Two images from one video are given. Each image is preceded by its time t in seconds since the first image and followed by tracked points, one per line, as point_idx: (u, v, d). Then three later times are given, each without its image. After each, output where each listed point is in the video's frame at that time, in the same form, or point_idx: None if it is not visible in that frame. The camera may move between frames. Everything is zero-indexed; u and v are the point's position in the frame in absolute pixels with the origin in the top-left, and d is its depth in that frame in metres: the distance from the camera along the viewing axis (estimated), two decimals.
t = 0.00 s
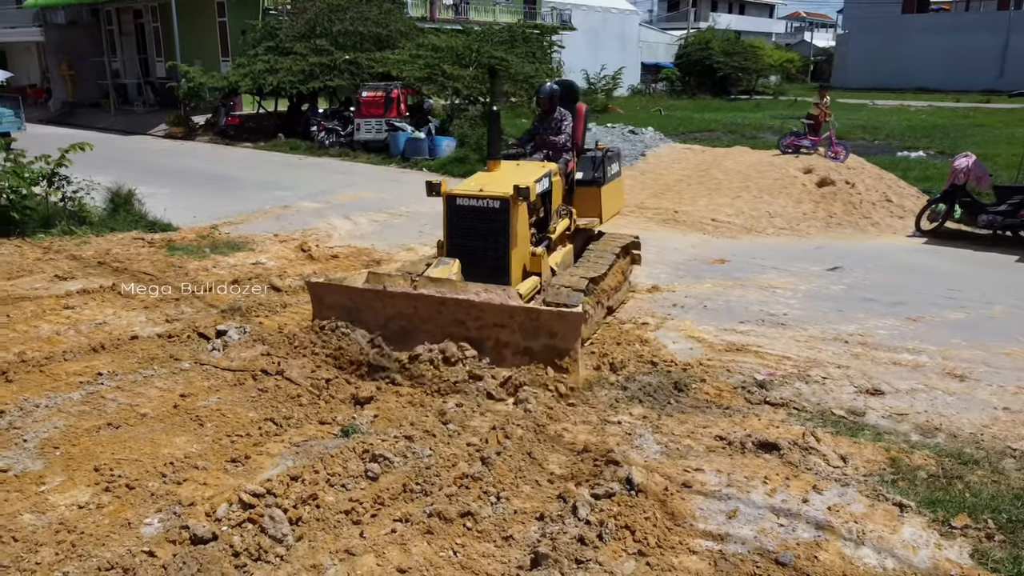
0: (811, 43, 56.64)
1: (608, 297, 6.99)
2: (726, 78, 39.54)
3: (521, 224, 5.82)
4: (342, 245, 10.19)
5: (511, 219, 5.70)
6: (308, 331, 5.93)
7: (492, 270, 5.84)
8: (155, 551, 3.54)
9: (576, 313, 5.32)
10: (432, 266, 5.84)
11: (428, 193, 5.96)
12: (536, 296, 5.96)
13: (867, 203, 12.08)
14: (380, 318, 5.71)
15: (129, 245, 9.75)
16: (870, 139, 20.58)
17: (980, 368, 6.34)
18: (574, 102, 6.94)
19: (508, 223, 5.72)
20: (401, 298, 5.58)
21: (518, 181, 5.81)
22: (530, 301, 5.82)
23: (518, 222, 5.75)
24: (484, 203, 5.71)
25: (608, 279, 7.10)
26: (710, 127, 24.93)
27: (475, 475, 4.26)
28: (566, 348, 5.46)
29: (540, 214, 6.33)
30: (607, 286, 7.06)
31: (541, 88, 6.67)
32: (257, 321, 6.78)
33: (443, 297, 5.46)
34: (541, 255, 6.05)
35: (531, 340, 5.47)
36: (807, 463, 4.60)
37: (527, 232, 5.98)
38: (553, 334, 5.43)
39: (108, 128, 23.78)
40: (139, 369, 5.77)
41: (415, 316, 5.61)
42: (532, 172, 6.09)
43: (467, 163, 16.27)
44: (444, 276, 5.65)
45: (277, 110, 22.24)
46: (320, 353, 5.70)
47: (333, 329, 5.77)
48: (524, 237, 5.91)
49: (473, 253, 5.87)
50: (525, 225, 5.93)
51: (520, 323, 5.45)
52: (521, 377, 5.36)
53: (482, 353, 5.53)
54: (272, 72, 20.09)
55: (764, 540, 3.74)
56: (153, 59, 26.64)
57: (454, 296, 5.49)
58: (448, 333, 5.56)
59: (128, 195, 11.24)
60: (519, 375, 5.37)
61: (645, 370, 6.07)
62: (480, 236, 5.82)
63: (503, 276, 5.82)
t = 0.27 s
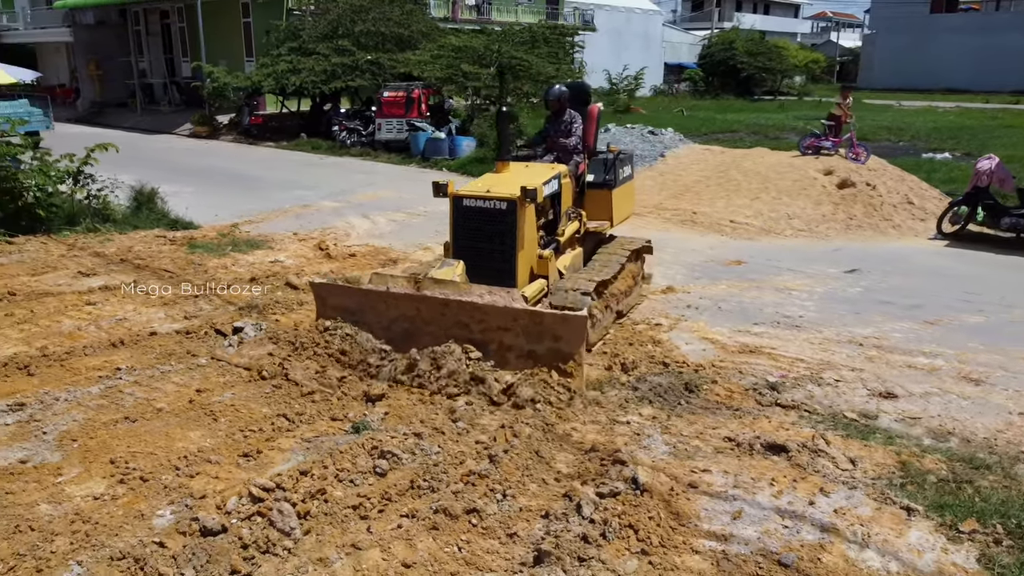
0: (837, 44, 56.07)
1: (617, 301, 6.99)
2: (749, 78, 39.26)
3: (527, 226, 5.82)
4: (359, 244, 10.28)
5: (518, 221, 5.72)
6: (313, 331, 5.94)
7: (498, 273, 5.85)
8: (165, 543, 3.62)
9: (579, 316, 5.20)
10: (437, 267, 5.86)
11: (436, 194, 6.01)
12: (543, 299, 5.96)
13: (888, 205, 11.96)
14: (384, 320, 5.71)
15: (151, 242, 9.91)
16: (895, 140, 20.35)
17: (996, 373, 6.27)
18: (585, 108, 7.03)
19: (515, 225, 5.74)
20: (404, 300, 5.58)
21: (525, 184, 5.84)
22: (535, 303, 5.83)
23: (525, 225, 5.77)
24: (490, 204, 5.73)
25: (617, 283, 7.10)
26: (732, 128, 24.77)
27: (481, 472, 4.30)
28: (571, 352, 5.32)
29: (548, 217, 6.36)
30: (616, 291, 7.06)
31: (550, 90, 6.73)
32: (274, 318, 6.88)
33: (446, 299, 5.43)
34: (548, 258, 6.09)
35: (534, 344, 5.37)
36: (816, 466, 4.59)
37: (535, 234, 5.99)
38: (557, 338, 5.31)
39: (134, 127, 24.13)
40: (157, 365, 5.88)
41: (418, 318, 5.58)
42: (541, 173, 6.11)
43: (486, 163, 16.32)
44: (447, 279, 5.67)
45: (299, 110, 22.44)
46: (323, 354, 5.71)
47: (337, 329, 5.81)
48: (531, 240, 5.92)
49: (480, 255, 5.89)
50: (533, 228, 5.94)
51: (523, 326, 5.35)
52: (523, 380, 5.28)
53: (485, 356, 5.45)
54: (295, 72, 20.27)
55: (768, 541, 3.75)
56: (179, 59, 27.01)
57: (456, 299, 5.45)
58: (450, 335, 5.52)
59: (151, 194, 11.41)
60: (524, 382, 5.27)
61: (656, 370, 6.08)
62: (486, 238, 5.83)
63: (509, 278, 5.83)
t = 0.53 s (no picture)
0: (863, 44, 55.47)
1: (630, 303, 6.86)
2: (774, 78, 38.96)
3: (537, 226, 5.78)
4: (378, 242, 10.36)
5: (526, 222, 5.69)
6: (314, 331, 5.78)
7: (504, 273, 5.83)
8: (179, 533, 3.69)
9: (586, 318, 5.11)
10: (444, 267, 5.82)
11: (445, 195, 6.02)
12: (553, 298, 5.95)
13: (911, 206, 11.84)
14: (387, 320, 5.58)
15: (174, 240, 10.05)
16: (920, 142, 20.12)
17: (1015, 376, 6.20)
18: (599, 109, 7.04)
19: (523, 224, 5.70)
20: (409, 300, 5.46)
21: (534, 184, 5.81)
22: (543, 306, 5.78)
23: (533, 225, 5.74)
24: (499, 204, 5.70)
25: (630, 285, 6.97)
26: (755, 129, 24.60)
27: (491, 469, 4.33)
28: (577, 354, 5.22)
29: (559, 218, 6.36)
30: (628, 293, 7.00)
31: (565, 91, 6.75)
32: (291, 315, 6.96)
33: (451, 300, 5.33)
34: (557, 259, 6.02)
35: (540, 346, 5.27)
36: (827, 467, 4.57)
37: (544, 235, 5.95)
38: (563, 340, 5.21)
39: (160, 126, 24.45)
40: (176, 360, 5.97)
41: (422, 319, 5.47)
42: (552, 175, 6.09)
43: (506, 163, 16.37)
44: (452, 279, 5.62)
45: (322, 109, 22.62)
46: (326, 357, 5.53)
47: (339, 329, 5.63)
48: (539, 241, 5.87)
49: (487, 256, 5.86)
50: (542, 229, 5.90)
51: (529, 328, 5.26)
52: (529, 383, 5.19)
53: (490, 358, 5.38)
54: (318, 72, 20.44)
55: (775, 541, 3.74)
56: (205, 59, 27.34)
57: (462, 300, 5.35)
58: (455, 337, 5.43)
59: (174, 192, 11.57)
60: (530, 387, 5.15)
61: (670, 370, 6.08)
62: (494, 239, 5.81)
63: (516, 280, 5.81)
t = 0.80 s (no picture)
0: (890, 44, 54.83)
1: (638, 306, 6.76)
2: (798, 78, 38.64)
3: (545, 227, 5.78)
4: (397, 241, 10.43)
5: (534, 223, 5.69)
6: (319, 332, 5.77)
7: (511, 274, 5.82)
8: (193, 522, 3.76)
9: (590, 319, 5.05)
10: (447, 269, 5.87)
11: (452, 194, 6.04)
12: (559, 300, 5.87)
13: (933, 207, 11.72)
14: (393, 321, 5.60)
15: (196, 237, 10.19)
16: (946, 142, 19.87)
17: None
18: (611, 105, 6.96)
19: (530, 225, 5.70)
20: (413, 301, 5.47)
21: (543, 185, 5.81)
22: (550, 308, 5.72)
23: (541, 226, 5.74)
24: (506, 204, 5.71)
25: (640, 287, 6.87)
26: (778, 129, 24.43)
27: (501, 464, 4.37)
28: (582, 356, 5.17)
29: (568, 219, 6.35)
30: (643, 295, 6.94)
31: (579, 91, 6.64)
32: (309, 312, 7.05)
33: (454, 300, 5.34)
34: (565, 261, 6.01)
35: (545, 348, 5.23)
36: (839, 468, 4.56)
37: (552, 237, 5.94)
38: (568, 341, 5.16)
39: (185, 125, 24.76)
40: (195, 354, 6.07)
41: (426, 320, 5.49)
42: (562, 175, 6.09)
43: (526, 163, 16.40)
44: (455, 280, 5.63)
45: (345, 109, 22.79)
46: (328, 359, 5.54)
47: (344, 330, 5.64)
48: (547, 241, 5.86)
49: (494, 256, 5.86)
50: (550, 229, 5.90)
51: (533, 329, 5.22)
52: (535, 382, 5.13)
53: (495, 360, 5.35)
54: (341, 72, 20.60)
55: (782, 540, 3.75)
56: (230, 59, 27.64)
57: (465, 301, 5.36)
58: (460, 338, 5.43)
59: (197, 190, 11.74)
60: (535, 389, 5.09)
61: (683, 370, 6.09)
62: (501, 239, 5.81)
63: (523, 280, 5.80)
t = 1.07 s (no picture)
0: (918, 43, 54.19)
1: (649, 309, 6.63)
2: (823, 78, 38.32)
3: (552, 227, 5.75)
4: (415, 239, 10.51)
5: (541, 222, 5.62)
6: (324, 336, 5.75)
7: (518, 274, 5.76)
8: (208, 511, 3.84)
9: (594, 326, 5.02)
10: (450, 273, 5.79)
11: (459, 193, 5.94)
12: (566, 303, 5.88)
13: (956, 208, 11.60)
14: (396, 326, 5.57)
15: (218, 234, 10.34)
16: (972, 143, 19.63)
17: None
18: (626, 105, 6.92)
19: (538, 225, 5.64)
20: (416, 306, 5.44)
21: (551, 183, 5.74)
22: (557, 312, 5.72)
23: (548, 225, 5.68)
24: (514, 203, 5.65)
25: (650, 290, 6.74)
26: (801, 129, 24.26)
27: (511, 460, 4.41)
28: (586, 364, 5.13)
29: (578, 219, 6.34)
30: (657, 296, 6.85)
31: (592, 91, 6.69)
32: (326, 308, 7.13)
33: (458, 305, 5.34)
34: (573, 263, 5.93)
35: (549, 355, 5.19)
36: (850, 468, 4.54)
37: (560, 237, 5.88)
38: (571, 349, 5.13)
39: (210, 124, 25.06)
40: (214, 348, 6.17)
41: (430, 326, 5.46)
42: (571, 175, 6.04)
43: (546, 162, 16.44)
44: (460, 284, 5.55)
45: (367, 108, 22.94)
46: (333, 360, 5.55)
47: (348, 335, 5.63)
48: (555, 241, 5.81)
49: (501, 256, 5.80)
50: (557, 229, 5.84)
51: (536, 335, 5.19)
52: (538, 388, 5.07)
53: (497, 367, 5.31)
54: (363, 71, 20.74)
55: (790, 538, 3.75)
56: (254, 59, 27.93)
57: (469, 307, 5.35)
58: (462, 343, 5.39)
59: (219, 187, 11.90)
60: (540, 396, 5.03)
61: (697, 368, 6.09)
62: (508, 239, 5.75)
63: (530, 281, 5.73)
